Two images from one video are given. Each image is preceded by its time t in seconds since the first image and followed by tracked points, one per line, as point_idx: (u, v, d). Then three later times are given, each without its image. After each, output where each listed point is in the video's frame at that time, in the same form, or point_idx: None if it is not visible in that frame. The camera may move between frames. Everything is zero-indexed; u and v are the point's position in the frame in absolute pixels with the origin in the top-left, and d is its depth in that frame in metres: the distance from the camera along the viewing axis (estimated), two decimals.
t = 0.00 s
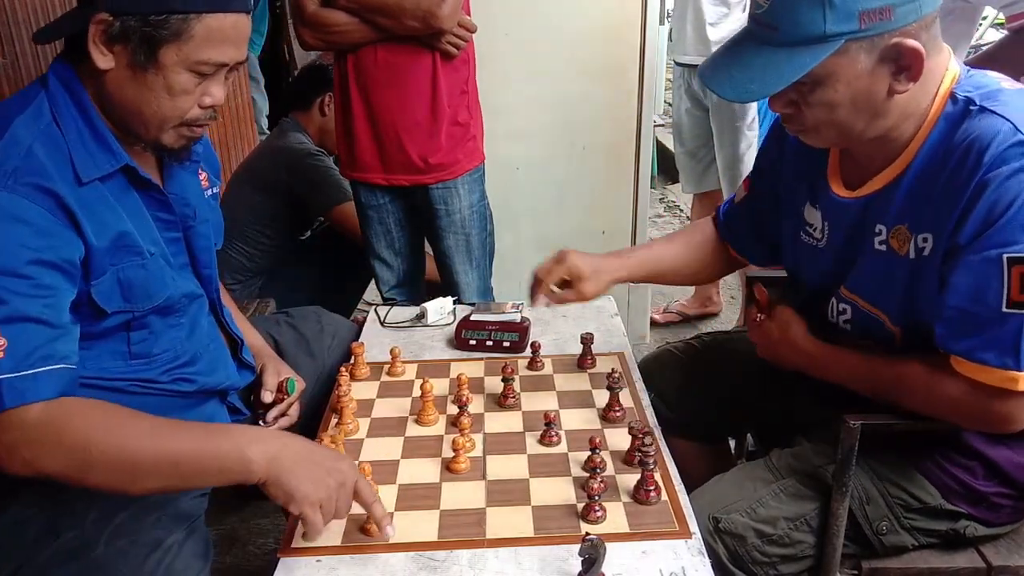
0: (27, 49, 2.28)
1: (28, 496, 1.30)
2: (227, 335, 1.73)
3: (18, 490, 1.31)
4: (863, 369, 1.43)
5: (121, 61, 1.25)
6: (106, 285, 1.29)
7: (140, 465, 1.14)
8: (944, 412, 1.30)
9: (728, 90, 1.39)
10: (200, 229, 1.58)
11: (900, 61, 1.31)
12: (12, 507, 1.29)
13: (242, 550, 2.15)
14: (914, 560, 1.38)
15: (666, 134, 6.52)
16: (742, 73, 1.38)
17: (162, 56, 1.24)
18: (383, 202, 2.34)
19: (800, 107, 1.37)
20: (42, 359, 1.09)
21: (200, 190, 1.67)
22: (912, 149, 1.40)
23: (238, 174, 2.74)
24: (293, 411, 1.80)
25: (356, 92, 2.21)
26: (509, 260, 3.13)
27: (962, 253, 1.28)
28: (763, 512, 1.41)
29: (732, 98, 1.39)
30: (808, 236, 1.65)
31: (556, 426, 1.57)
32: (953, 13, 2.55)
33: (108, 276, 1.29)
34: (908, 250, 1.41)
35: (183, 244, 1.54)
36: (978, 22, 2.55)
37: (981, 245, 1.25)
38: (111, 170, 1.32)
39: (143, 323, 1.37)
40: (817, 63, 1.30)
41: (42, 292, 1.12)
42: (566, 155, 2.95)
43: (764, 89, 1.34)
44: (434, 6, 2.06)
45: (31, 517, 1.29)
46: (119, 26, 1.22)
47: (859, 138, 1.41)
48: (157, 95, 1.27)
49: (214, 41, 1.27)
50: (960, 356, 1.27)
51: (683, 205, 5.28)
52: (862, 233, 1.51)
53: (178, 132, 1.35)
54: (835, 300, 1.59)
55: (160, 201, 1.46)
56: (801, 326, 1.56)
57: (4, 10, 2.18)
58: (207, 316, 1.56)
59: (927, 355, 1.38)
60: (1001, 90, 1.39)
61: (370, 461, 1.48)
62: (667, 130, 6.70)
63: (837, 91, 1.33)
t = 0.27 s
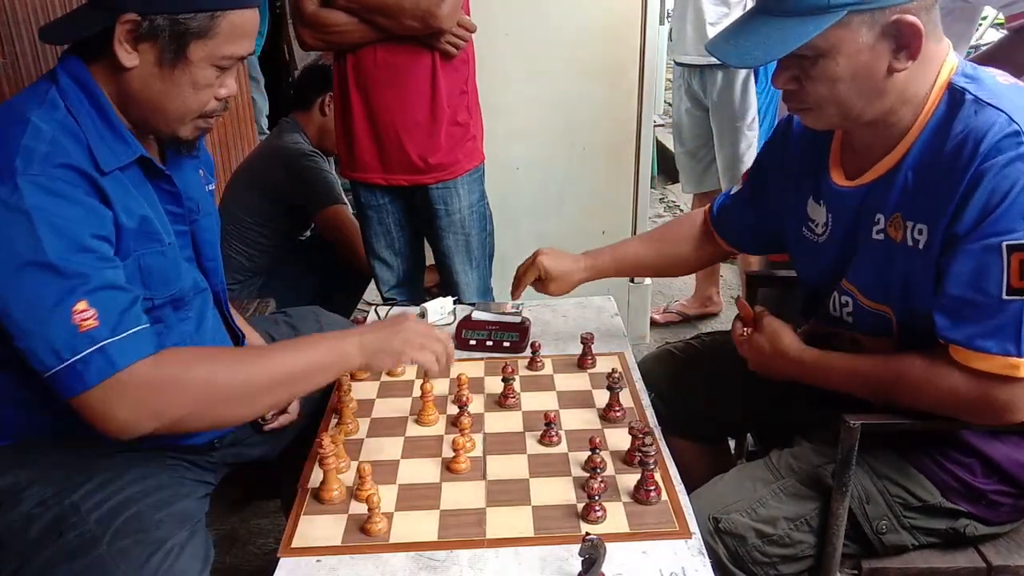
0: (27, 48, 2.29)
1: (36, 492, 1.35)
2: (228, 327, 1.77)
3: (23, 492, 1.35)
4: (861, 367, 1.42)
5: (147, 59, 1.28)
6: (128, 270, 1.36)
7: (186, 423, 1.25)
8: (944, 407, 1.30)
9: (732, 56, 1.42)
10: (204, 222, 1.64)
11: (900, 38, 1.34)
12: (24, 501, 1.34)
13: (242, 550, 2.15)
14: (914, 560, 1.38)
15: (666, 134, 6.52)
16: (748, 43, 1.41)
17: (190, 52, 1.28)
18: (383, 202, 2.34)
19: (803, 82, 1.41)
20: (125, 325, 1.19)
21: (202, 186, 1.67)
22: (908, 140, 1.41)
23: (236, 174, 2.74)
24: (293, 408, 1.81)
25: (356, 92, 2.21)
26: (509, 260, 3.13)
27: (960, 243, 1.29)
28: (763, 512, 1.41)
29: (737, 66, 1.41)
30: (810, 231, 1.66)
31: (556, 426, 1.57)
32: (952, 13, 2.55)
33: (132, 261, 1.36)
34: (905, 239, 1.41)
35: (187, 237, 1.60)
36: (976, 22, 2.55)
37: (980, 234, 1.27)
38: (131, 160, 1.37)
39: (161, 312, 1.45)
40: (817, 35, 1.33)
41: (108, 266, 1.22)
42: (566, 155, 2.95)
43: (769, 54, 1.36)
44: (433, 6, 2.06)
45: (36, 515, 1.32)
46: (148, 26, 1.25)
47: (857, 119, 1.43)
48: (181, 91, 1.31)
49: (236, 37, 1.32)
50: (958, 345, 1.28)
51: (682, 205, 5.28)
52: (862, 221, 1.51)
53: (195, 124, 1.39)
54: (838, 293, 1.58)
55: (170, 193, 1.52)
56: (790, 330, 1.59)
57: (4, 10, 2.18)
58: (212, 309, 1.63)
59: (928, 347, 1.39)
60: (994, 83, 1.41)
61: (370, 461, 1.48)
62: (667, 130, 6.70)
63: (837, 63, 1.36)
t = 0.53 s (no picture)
0: (27, 49, 2.29)
1: (57, 482, 1.36)
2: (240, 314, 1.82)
3: (43, 481, 1.36)
4: (861, 361, 1.41)
5: (172, 51, 1.35)
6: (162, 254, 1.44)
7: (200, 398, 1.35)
8: (941, 401, 1.30)
9: (738, 46, 1.42)
10: (218, 212, 1.70)
11: (902, 28, 1.33)
12: (45, 491, 1.35)
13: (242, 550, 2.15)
14: (915, 560, 1.37)
15: (666, 134, 6.52)
16: (754, 32, 1.40)
17: (213, 44, 1.35)
18: (383, 202, 2.34)
19: (809, 73, 1.41)
20: (161, 310, 1.28)
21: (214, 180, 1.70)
22: (909, 134, 1.41)
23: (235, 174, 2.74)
24: (288, 399, 1.83)
25: (356, 92, 2.21)
26: (509, 260, 3.13)
27: (954, 233, 1.29)
28: (763, 512, 1.41)
29: (744, 54, 1.40)
30: (820, 225, 1.70)
31: (556, 426, 1.56)
32: (952, 12, 2.55)
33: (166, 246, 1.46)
34: (903, 229, 1.42)
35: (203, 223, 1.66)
36: (977, 22, 2.54)
37: (973, 223, 1.27)
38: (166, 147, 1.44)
39: (190, 293, 1.53)
40: (821, 23, 1.33)
41: (151, 251, 1.31)
42: (567, 154, 2.95)
43: (774, 42, 1.35)
44: (432, 6, 2.06)
45: (58, 503, 1.33)
46: (173, 19, 1.31)
47: (863, 110, 1.43)
48: (204, 81, 1.38)
49: (256, 30, 1.39)
50: (950, 335, 1.28)
51: (683, 205, 5.28)
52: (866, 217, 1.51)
53: (215, 116, 1.47)
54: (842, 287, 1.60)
55: (191, 179, 1.59)
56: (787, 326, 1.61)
57: (4, 10, 2.18)
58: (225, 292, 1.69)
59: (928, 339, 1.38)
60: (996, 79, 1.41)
61: (370, 461, 1.48)
62: (667, 130, 6.69)
63: (841, 53, 1.36)
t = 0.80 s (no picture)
0: (27, 49, 2.29)
1: (70, 471, 1.37)
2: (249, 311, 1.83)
3: (53, 470, 1.36)
4: (868, 369, 1.41)
5: (193, 50, 1.36)
6: (166, 248, 1.42)
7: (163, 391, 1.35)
8: (945, 408, 1.29)
9: (752, 34, 1.43)
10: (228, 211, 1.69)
11: (918, 23, 1.33)
12: (58, 479, 1.35)
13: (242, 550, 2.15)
14: (915, 560, 1.38)
15: (666, 134, 6.52)
16: (770, 22, 1.41)
17: (233, 45, 1.36)
18: (383, 202, 2.34)
19: (822, 66, 1.41)
20: (105, 313, 1.24)
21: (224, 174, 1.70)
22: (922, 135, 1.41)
23: (234, 175, 2.74)
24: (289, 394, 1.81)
25: (358, 92, 2.21)
26: (509, 260, 3.13)
27: (967, 238, 1.29)
28: (764, 513, 1.41)
29: (757, 43, 1.41)
30: (828, 221, 1.70)
31: (556, 426, 1.57)
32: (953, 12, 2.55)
33: (168, 240, 1.42)
34: (914, 229, 1.42)
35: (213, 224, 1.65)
36: (978, 22, 2.54)
37: (985, 229, 1.27)
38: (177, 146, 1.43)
39: (190, 292, 1.48)
40: (835, 14, 1.33)
41: (121, 254, 1.28)
42: (567, 155, 2.95)
43: (787, 32, 1.36)
44: (431, 6, 2.06)
45: (69, 492, 1.33)
46: (195, 19, 1.33)
47: (877, 104, 1.43)
48: (223, 80, 1.39)
49: (276, 32, 1.41)
50: (959, 340, 1.27)
51: (683, 205, 5.28)
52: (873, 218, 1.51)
53: (231, 115, 1.48)
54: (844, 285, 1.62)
55: (203, 179, 1.59)
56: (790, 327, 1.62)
57: (4, 10, 2.18)
58: (236, 294, 1.68)
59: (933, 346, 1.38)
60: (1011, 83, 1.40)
61: (370, 461, 1.48)
62: (667, 130, 6.69)
63: (853, 46, 1.36)
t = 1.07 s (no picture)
0: (27, 48, 2.29)
1: (63, 476, 1.35)
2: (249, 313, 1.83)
3: (47, 475, 1.35)
4: (870, 364, 1.41)
5: (190, 50, 1.36)
6: (166, 250, 1.41)
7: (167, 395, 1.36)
8: (949, 411, 1.29)
9: (761, 29, 1.44)
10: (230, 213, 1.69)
11: (930, 26, 1.33)
12: (50, 484, 1.34)
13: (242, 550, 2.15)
14: (914, 560, 1.38)
15: (665, 134, 6.53)
16: (781, 19, 1.41)
17: (230, 43, 1.36)
18: (383, 202, 2.34)
19: (833, 63, 1.42)
20: (107, 326, 1.25)
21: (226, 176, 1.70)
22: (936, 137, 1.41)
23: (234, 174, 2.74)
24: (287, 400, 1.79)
25: (359, 92, 2.21)
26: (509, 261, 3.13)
27: (977, 243, 1.29)
28: (764, 513, 1.41)
29: (766, 38, 1.42)
30: (835, 217, 1.72)
31: (556, 426, 1.56)
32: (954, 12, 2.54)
33: (168, 243, 1.42)
34: (923, 234, 1.42)
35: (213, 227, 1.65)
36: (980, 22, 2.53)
37: (994, 236, 1.26)
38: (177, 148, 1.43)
39: (190, 294, 1.48)
40: (845, 14, 1.33)
41: (119, 263, 1.27)
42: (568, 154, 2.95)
43: (796, 29, 1.36)
44: (431, 6, 2.06)
45: (62, 498, 1.32)
46: (190, 18, 1.33)
47: (885, 107, 1.43)
48: (222, 79, 1.39)
49: (272, 28, 1.41)
50: (962, 345, 1.27)
51: (683, 205, 5.28)
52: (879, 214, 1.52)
53: (235, 113, 1.48)
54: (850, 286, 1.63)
55: (202, 181, 1.58)
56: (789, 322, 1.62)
57: (4, 9, 2.18)
58: (235, 295, 1.68)
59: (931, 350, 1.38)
60: None
61: (370, 461, 1.48)
62: (667, 130, 6.70)
63: (863, 46, 1.36)
